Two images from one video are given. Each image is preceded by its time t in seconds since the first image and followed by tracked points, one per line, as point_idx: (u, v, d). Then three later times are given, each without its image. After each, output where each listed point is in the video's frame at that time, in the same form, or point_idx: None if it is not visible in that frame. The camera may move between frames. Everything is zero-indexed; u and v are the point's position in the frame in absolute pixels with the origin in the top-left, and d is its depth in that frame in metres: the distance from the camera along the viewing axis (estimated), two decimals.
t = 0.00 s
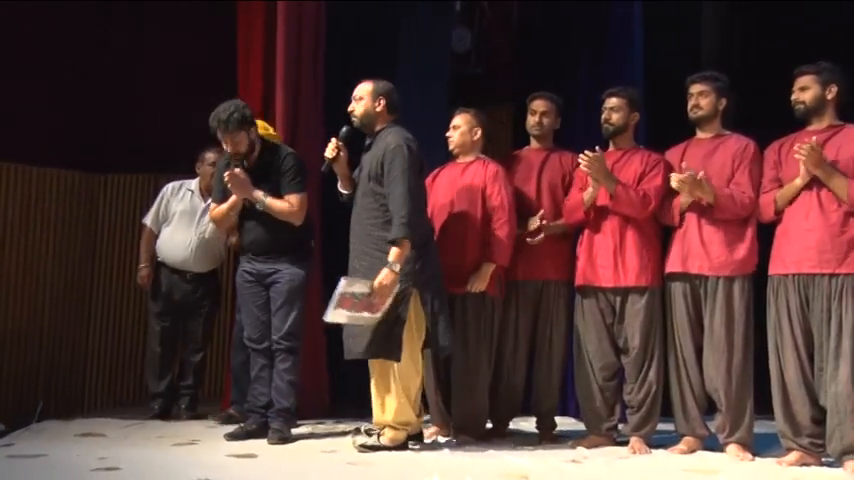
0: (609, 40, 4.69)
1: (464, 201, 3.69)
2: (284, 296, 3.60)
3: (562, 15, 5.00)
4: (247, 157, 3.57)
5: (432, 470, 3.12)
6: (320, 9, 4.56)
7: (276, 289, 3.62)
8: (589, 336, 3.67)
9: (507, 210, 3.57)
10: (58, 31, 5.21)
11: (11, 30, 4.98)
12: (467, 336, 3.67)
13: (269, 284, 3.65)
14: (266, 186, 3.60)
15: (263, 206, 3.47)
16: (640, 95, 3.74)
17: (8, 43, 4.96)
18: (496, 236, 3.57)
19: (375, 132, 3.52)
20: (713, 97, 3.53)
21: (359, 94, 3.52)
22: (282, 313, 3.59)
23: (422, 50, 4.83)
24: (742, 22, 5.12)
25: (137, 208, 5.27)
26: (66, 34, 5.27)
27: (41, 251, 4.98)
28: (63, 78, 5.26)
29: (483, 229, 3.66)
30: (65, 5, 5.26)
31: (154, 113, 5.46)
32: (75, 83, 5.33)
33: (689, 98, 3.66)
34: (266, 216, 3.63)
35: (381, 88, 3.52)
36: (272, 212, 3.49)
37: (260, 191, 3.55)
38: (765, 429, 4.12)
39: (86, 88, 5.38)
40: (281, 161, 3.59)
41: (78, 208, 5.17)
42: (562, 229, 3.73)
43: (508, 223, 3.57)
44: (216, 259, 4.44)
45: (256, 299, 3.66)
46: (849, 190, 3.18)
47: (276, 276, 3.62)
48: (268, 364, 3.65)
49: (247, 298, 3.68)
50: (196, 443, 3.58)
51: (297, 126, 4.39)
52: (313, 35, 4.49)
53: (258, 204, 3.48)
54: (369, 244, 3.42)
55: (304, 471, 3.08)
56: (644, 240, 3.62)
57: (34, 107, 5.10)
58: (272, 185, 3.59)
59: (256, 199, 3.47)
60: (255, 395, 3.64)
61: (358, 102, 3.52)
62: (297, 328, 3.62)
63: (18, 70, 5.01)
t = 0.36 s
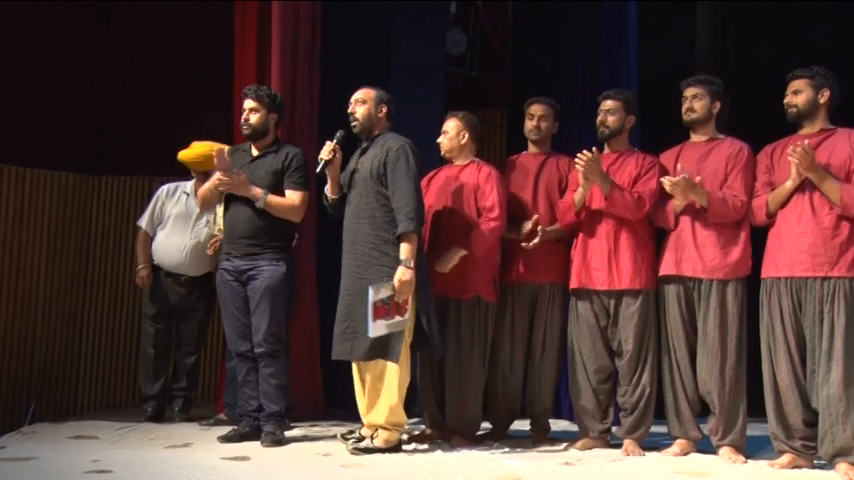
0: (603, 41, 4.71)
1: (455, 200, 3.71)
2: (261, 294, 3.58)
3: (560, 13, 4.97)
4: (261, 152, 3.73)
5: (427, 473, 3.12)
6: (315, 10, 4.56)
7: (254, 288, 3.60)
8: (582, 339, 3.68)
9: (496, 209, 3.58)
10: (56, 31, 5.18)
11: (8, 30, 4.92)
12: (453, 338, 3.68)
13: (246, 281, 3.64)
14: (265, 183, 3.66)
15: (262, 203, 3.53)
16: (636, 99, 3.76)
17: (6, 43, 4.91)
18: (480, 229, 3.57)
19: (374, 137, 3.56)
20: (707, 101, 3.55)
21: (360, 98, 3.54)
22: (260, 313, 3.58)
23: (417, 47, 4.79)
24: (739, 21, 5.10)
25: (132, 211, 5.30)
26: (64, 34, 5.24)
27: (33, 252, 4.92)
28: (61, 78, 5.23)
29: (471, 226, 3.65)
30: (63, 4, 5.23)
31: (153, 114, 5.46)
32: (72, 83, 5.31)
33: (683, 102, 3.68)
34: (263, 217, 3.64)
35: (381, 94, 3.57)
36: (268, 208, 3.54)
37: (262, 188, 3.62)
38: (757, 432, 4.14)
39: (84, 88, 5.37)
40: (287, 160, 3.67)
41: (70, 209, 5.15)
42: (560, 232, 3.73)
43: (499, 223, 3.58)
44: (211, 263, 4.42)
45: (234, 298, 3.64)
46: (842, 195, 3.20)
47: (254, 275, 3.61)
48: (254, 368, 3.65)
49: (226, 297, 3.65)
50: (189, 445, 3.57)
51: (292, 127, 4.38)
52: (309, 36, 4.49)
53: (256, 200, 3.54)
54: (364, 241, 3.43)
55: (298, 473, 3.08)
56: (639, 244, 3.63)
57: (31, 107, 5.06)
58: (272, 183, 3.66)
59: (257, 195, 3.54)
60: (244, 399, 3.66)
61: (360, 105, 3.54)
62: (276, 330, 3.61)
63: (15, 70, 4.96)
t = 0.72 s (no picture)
0: (597, 42, 4.72)
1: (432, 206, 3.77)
2: (254, 295, 3.59)
3: (555, 13, 4.97)
4: (259, 158, 3.73)
5: (420, 474, 3.12)
6: (310, 10, 4.56)
7: (246, 292, 3.61)
8: (577, 341, 3.68)
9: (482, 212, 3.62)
10: (56, 31, 5.22)
11: (8, 30, 4.96)
12: (448, 340, 3.68)
13: (238, 284, 3.64)
14: (261, 188, 3.66)
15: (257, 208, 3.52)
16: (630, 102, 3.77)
17: (6, 43, 4.95)
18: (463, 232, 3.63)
19: (371, 143, 3.58)
20: (697, 104, 3.56)
21: (356, 107, 3.56)
22: (253, 315, 3.59)
23: (418, 47, 4.80)
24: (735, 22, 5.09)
25: (127, 212, 5.28)
26: (64, 34, 5.27)
27: (31, 252, 4.95)
28: (61, 78, 5.25)
29: (458, 228, 3.68)
30: (63, 4, 5.26)
31: (154, 114, 5.43)
32: (72, 83, 5.32)
33: (676, 105, 3.69)
34: (259, 221, 3.64)
35: (376, 103, 3.59)
36: (263, 214, 3.53)
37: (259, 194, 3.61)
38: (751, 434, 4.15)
39: (84, 88, 5.37)
40: (286, 167, 3.67)
41: (66, 211, 5.17)
42: (556, 236, 3.74)
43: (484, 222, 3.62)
44: (205, 266, 4.42)
45: (227, 301, 3.65)
46: (835, 197, 3.20)
47: (247, 278, 3.61)
48: (247, 370, 3.66)
49: (219, 300, 3.65)
50: (184, 447, 3.57)
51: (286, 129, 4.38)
52: (301, 35, 4.49)
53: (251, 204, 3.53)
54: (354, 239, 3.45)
55: (292, 475, 3.08)
56: (632, 245, 3.64)
57: (30, 108, 5.08)
58: (267, 187, 3.65)
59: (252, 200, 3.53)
60: (238, 402, 3.66)
61: (356, 113, 3.55)
62: (270, 331, 3.61)
63: (15, 70, 5.00)
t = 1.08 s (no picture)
0: (598, 42, 4.74)
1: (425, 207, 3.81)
2: (259, 294, 3.59)
3: (556, 13, 4.98)
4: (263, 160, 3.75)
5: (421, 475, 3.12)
6: (310, 10, 4.57)
7: (250, 292, 3.61)
8: (578, 342, 3.68)
9: (486, 214, 3.64)
10: (56, 31, 5.24)
11: (8, 30, 5.00)
12: (453, 340, 3.68)
13: (242, 284, 3.65)
14: (265, 189, 3.67)
15: (260, 209, 3.53)
16: (632, 103, 3.77)
17: (5, 43, 4.98)
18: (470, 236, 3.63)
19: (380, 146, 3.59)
20: (701, 105, 3.56)
21: (363, 112, 3.59)
22: (256, 316, 3.59)
23: (418, 47, 4.80)
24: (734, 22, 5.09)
25: (128, 213, 5.27)
26: (64, 34, 5.30)
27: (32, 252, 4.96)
28: (61, 78, 5.27)
29: (463, 228, 3.69)
30: (63, 4, 5.28)
31: (154, 114, 5.42)
32: (72, 83, 5.33)
33: (678, 106, 3.69)
34: (263, 222, 3.65)
35: (382, 107, 3.62)
36: (266, 215, 3.55)
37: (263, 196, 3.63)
38: (752, 436, 4.14)
39: (84, 88, 5.38)
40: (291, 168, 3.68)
41: (68, 211, 5.17)
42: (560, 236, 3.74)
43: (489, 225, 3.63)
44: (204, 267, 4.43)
45: (232, 301, 3.66)
46: (838, 198, 3.20)
47: (251, 278, 3.62)
48: (249, 371, 3.65)
49: (223, 300, 3.66)
50: (185, 448, 3.57)
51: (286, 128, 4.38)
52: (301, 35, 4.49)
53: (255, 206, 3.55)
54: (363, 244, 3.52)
55: (293, 476, 3.08)
56: (632, 247, 3.64)
57: (30, 107, 5.10)
58: (272, 188, 3.67)
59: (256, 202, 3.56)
60: (241, 403, 3.66)
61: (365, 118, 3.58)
62: (271, 330, 3.60)
63: (15, 70, 5.03)
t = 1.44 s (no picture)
0: (598, 41, 4.76)
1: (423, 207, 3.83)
2: (262, 295, 3.60)
3: (556, 13, 4.98)
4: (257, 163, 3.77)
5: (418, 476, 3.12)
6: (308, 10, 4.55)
7: (251, 293, 3.63)
8: (574, 343, 3.70)
9: (488, 214, 3.64)
10: (56, 31, 5.20)
11: (8, 30, 4.95)
12: (451, 341, 3.69)
13: (244, 286, 3.66)
14: (265, 192, 3.69)
15: (261, 213, 3.55)
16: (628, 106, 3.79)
17: (6, 43, 4.93)
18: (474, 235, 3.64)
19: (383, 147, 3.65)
20: (697, 107, 3.58)
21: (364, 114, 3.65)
22: (257, 316, 3.60)
23: (417, 47, 4.77)
24: (733, 22, 5.18)
25: (123, 213, 5.26)
26: (64, 34, 5.26)
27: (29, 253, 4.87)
28: (61, 78, 5.25)
29: (465, 226, 3.70)
30: (63, 4, 5.24)
31: (153, 114, 5.46)
32: (72, 83, 5.32)
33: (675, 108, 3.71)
34: (264, 225, 3.67)
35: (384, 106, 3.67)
36: (268, 218, 3.57)
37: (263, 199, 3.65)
38: (747, 437, 4.15)
39: (84, 88, 5.37)
40: (288, 169, 3.71)
41: (63, 212, 5.11)
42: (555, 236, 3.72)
43: (492, 225, 3.63)
44: (200, 267, 4.43)
45: (232, 301, 3.66)
46: (831, 200, 3.23)
47: (253, 279, 3.63)
48: (246, 372, 3.66)
49: (224, 301, 3.67)
50: (181, 450, 3.56)
51: (283, 129, 4.38)
52: (298, 34, 4.48)
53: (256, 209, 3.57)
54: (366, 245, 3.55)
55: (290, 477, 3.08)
56: (627, 248, 3.65)
57: (30, 108, 5.07)
58: (271, 191, 3.68)
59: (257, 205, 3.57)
60: (237, 404, 3.65)
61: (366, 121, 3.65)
62: (272, 330, 3.61)
63: (15, 70, 4.98)
